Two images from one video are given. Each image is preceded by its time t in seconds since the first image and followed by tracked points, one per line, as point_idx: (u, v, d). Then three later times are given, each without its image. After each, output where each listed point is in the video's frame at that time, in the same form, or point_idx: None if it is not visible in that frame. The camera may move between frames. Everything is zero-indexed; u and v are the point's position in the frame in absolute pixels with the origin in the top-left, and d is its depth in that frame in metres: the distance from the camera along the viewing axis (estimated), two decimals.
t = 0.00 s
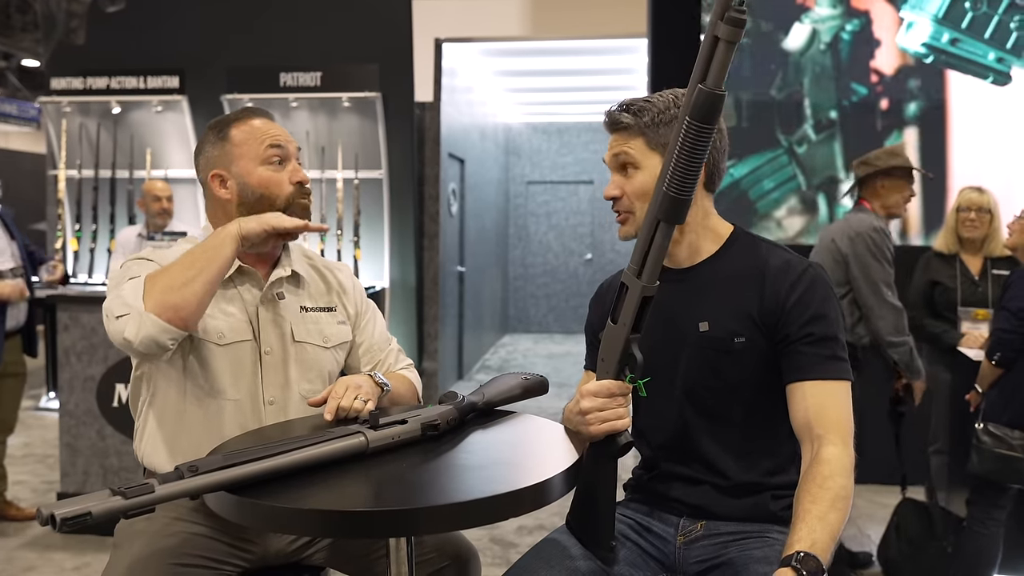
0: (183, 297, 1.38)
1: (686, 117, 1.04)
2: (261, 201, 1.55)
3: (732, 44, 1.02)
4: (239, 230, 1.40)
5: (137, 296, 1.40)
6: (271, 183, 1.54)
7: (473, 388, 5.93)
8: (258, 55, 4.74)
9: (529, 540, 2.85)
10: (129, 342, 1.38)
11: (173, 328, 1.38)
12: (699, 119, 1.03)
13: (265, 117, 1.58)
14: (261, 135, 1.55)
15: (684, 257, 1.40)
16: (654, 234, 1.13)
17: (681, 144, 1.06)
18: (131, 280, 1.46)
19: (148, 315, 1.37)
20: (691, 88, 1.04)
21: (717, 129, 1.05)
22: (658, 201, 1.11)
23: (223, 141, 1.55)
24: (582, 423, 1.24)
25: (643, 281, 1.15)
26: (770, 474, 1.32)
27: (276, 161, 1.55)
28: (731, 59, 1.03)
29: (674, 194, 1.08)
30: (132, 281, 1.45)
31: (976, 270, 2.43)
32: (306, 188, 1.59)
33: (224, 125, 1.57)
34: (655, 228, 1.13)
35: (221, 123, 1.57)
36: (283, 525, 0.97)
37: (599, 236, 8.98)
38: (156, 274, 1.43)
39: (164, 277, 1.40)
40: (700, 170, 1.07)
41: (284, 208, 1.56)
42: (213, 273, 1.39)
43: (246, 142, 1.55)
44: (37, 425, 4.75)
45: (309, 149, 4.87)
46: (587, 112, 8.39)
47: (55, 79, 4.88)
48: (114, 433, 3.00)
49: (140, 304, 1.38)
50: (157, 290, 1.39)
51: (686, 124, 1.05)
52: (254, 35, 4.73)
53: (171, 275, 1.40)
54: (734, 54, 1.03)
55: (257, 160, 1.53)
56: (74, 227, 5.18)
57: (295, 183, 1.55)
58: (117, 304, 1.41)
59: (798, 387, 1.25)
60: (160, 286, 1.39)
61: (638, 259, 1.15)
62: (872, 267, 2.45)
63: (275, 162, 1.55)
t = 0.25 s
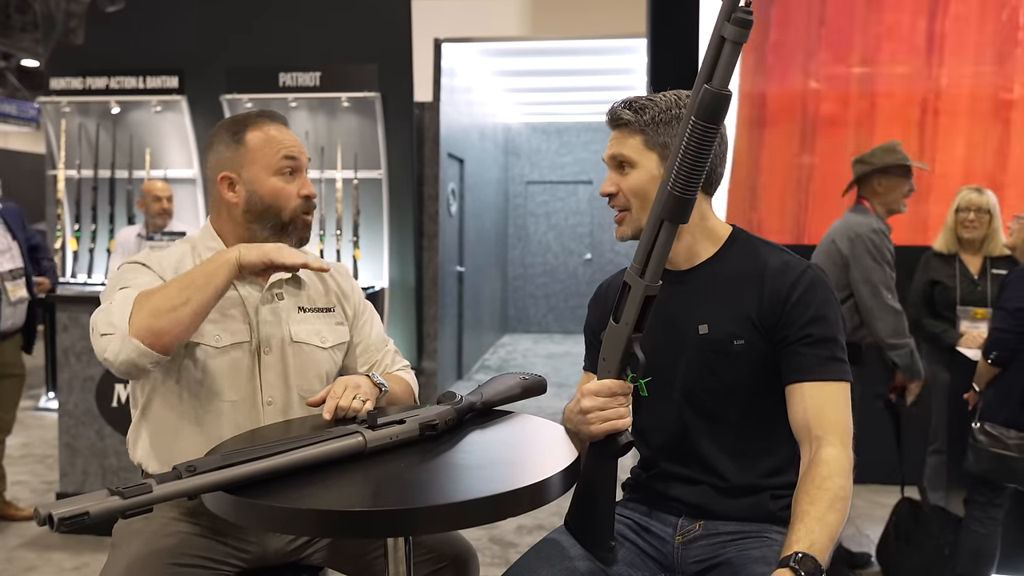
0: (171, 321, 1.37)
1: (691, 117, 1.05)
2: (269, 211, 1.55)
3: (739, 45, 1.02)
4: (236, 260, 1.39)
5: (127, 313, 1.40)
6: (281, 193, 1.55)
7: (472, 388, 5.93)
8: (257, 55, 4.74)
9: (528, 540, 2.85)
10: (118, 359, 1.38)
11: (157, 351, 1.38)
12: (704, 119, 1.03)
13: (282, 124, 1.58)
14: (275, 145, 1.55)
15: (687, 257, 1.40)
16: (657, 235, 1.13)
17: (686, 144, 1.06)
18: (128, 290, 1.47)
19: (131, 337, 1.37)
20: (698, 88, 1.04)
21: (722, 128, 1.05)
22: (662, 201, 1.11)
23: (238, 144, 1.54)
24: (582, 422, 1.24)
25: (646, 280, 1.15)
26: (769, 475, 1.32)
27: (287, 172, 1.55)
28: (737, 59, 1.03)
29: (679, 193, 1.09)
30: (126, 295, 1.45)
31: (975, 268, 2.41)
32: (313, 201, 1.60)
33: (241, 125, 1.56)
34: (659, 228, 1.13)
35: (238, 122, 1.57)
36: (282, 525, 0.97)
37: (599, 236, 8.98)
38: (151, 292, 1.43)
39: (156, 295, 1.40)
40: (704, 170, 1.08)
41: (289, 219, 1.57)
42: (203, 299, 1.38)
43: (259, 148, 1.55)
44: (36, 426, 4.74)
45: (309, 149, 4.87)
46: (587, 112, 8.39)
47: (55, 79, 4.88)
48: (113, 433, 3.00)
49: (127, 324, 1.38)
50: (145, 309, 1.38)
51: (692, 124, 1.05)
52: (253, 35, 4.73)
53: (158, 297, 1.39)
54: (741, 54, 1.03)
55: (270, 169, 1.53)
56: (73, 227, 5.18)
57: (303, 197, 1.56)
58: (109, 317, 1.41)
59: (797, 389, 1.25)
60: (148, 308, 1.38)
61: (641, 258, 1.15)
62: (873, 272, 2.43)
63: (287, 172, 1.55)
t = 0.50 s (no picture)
0: (186, 292, 1.38)
1: (692, 118, 1.05)
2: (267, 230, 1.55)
3: (739, 46, 1.02)
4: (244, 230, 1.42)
5: (139, 290, 1.41)
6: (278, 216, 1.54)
7: (471, 388, 5.93)
8: (257, 55, 4.74)
9: (527, 540, 2.85)
10: (135, 334, 1.38)
11: (176, 324, 1.39)
12: (704, 119, 1.04)
13: (285, 139, 1.57)
14: (275, 165, 1.53)
15: (686, 259, 1.40)
16: (657, 234, 1.13)
17: (686, 145, 1.06)
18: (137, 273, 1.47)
19: (147, 310, 1.37)
20: (698, 89, 1.05)
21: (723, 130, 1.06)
22: (661, 201, 1.11)
23: (238, 160, 1.53)
24: (582, 421, 1.24)
25: (645, 280, 1.15)
26: (768, 475, 1.32)
27: (285, 193, 1.54)
28: (738, 61, 1.03)
29: (679, 193, 1.09)
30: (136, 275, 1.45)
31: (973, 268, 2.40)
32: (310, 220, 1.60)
33: (241, 138, 1.54)
34: (658, 228, 1.13)
35: (237, 134, 1.55)
36: (280, 525, 0.98)
37: (599, 236, 8.98)
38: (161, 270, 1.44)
39: (168, 270, 1.41)
40: (704, 171, 1.08)
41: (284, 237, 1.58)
42: (215, 271, 1.40)
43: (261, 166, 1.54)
44: (35, 426, 4.74)
45: (308, 149, 4.87)
46: (586, 112, 8.39)
47: (54, 79, 4.88)
48: (113, 433, 3.00)
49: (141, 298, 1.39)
50: (158, 284, 1.39)
51: (692, 125, 1.05)
52: (253, 35, 4.74)
53: (170, 272, 1.40)
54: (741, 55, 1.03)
55: (267, 190, 1.53)
56: (73, 228, 5.18)
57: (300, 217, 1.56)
58: (121, 296, 1.41)
59: (796, 389, 1.25)
60: (162, 283, 1.40)
61: (640, 259, 1.16)
62: (872, 281, 2.46)
63: (285, 193, 1.55)
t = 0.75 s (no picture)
0: (185, 329, 1.38)
1: (687, 117, 1.05)
2: (257, 204, 1.54)
3: (733, 45, 1.02)
4: (250, 267, 1.40)
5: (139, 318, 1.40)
6: (265, 185, 1.53)
7: (471, 387, 5.93)
8: (256, 54, 4.74)
9: (527, 540, 2.85)
10: (133, 368, 1.38)
11: (168, 358, 1.39)
12: (699, 119, 1.04)
13: (255, 114, 1.56)
14: (252, 137, 1.52)
15: (688, 259, 1.39)
16: (654, 232, 1.13)
17: (682, 144, 1.06)
18: (140, 294, 1.46)
19: (145, 347, 1.37)
20: (693, 89, 1.05)
21: (718, 130, 1.06)
22: (658, 201, 1.11)
23: (216, 145, 1.53)
24: (581, 422, 1.24)
25: (642, 280, 1.15)
26: (769, 475, 1.32)
27: (268, 162, 1.53)
28: (732, 60, 1.03)
29: (675, 193, 1.09)
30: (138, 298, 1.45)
31: (973, 270, 2.43)
32: (299, 186, 1.59)
33: (217, 128, 1.55)
34: (655, 228, 1.13)
35: (213, 127, 1.56)
36: (277, 525, 0.98)
37: (598, 236, 8.98)
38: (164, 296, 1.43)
39: (172, 298, 1.40)
40: (699, 171, 1.08)
41: (276, 210, 1.56)
42: (219, 305, 1.39)
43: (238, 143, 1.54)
44: (34, 426, 4.74)
45: (308, 148, 4.87)
46: (586, 112, 8.39)
47: (53, 79, 4.88)
48: (112, 433, 3.00)
49: (139, 332, 1.38)
50: (158, 315, 1.38)
51: (687, 124, 1.05)
52: (253, 35, 4.74)
53: (171, 303, 1.39)
54: (735, 54, 1.03)
55: (249, 162, 1.52)
56: (72, 227, 5.18)
57: (289, 184, 1.55)
58: (122, 322, 1.41)
59: (796, 388, 1.25)
60: (162, 312, 1.39)
61: (637, 258, 1.15)
62: (867, 269, 2.43)
63: (268, 162, 1.53)
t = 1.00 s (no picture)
0: (209, 369, 1.28)
1: (685, 116, 1.04)
2: (258, 208, 1.53)
3: (732, 42, 1.02)
4: (290, 321, 1.25)
5: (160, 346, 1.30)
6: (269, 189, 1.53)
7: (470, 387, 5.92)
8: (256, 54, 4.74)
9: (527, 540, 2.85)
10: (143, 394, 1.33)
11: (186, 390, 1.32)
12: (698, 117, 1.03)
13: (263, 118, 1.56)
14: (259, 139, 1.53)
15: (689, 256, 1.39)
16: (654, 231, 1.12)
17: (680, 143, 1.06)
18: (151, 310, 1.38)
19: (160, 378, 1.30)
20: (692, 86, 1.04)
21: (717, 128, 1.05)
22: (658, 199, 1.11)
23: (222, 141, 1.52)
24: (581, 422, 1.23)
25: (642, 279, 1.14)
26: (771, 475, 1.32)
27: (273, 166, 1.54)
28: (731, 57, 1.03)
29: (674, 192, 1.08)
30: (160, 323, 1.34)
31: (974, 270, 2.50)
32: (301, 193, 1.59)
33: (221, 123, 1.54)
34: (654, 228, 1.12)
35: (218, 120, 1.55)
36: (278, 526, 0.97)
37: (598, 236, 8.97)
38: (185, 326, 1.31)
39: (198, 332, 1.28)
40: (698, 171, 1.07)
41: (277, 216, 1.55)
42: (249, 350, 1.28)
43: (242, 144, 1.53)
44: (34, 425, 4.74)
45: (308, 148, 4.88)
46: (586, 112, 8.38)
47: (53, 79, 4.86)
48: (112, 433, 2.99)
49: (157, 365, 1.29)
50: (183, 349, 1.28)
51: (686, 123, 1.05)
52: (252, 35, 4.73)
53: (198, 338, 1.27)
54: (734, 52, 1.03)
55: (255, 165, 1.52)
56: (71, 227, 5.18)
57: (291, 189, 1.56)
58: (139, 346, 1.32)
59: (797, 387, 1.25)
60: (183, 349, 1.28)
61: (637, 258, 1.15)
62: (874, 265, 2.43)
63: (273, 167, 1.54)
